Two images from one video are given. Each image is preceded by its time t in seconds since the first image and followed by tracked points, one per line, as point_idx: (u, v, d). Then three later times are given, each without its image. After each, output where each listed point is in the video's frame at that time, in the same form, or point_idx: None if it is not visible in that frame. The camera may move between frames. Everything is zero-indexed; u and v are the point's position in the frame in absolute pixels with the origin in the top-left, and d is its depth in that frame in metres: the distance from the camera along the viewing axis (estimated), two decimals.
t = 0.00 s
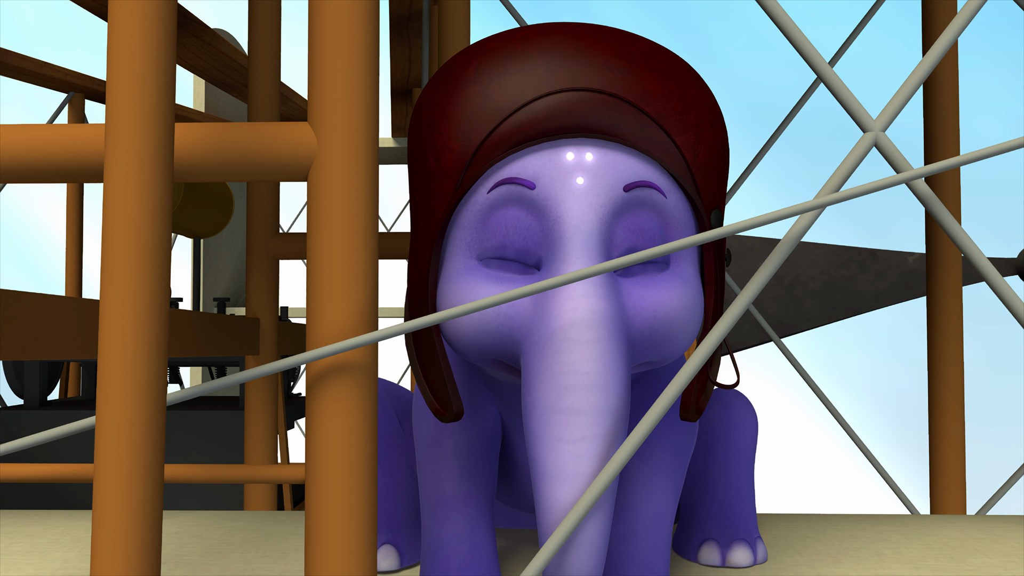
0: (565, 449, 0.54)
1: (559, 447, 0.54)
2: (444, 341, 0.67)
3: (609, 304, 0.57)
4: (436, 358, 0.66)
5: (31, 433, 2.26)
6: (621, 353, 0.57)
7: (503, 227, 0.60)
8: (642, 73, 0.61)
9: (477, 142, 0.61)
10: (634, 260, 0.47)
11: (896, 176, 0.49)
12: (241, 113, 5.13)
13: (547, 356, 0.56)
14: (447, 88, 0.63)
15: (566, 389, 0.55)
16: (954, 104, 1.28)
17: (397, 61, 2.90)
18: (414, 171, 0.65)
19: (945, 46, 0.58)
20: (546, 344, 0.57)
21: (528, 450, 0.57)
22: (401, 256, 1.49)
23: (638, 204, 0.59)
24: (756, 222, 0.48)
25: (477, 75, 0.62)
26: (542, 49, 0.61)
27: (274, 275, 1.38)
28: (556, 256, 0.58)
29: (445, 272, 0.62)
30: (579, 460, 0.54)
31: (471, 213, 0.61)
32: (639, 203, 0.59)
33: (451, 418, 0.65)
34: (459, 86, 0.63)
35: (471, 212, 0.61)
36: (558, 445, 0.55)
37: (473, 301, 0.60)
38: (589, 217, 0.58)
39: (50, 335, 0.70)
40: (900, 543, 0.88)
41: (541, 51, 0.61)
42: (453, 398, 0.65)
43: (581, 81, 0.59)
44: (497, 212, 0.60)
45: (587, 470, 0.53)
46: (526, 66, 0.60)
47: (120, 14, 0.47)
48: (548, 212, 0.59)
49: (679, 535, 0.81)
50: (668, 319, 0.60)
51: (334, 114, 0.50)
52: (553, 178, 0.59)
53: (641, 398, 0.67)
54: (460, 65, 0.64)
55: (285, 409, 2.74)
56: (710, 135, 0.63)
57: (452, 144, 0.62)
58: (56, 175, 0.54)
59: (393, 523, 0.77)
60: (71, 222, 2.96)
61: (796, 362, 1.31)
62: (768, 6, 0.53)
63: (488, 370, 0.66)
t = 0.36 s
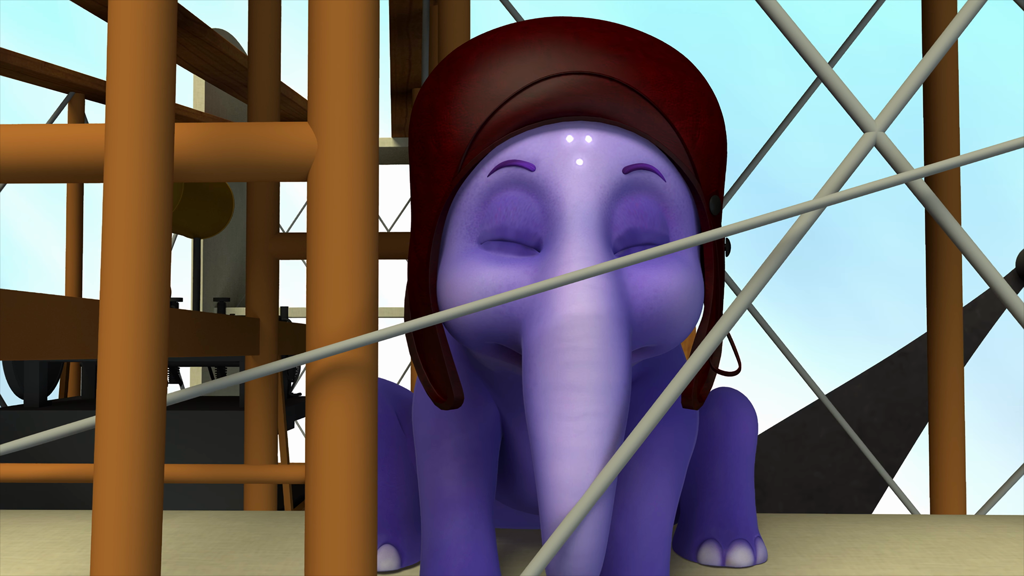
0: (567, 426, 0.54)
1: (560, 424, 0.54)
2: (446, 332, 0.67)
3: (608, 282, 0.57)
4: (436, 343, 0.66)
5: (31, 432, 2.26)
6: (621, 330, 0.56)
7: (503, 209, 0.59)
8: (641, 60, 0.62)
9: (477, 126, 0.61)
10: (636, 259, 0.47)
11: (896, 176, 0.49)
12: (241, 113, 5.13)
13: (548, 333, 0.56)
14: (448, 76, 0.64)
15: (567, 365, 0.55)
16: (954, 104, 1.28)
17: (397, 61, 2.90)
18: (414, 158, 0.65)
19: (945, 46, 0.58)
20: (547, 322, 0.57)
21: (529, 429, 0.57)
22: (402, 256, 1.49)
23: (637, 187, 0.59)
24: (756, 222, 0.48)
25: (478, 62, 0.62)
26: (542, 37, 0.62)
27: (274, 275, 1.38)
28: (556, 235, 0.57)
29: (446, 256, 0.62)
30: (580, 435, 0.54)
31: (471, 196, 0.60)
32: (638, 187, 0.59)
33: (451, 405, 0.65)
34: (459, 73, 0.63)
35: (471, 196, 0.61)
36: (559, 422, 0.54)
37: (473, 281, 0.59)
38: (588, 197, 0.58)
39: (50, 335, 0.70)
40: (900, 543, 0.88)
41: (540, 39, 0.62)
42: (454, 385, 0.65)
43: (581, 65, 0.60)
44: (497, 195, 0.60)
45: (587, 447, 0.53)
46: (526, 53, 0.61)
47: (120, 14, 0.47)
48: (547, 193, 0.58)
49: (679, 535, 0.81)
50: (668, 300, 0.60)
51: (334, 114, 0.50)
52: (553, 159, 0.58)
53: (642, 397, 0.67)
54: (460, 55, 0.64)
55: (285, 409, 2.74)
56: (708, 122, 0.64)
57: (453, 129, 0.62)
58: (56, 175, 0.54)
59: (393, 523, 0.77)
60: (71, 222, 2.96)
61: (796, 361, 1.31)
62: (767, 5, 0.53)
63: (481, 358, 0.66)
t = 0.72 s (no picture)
0: (566, 431, 0.54)
1: (559, 429, 0.54)
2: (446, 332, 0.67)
3: (608, 283, 0.57)
4: (436, 345, 0.66)
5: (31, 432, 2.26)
6: (621, 333, 0.56)
7: (503, 209, 0.59)
8: (641, 60, 0.62)
9: (477, 126, 0.61)
10: (634, 260, 0.47)
11: (896, 176, 0.49)
12: (241, 113, 5.13)
13: (547, 335, 0.56)
14: (448, 77, 0.64)
15: (567, 370, 0.55)
16: (955, 105, 1.28)
17: (397, 61, 2.90)
18: (414, 159, 0.65)
19: (945, 46, 0.58)
20: (546, 326, 0.56)
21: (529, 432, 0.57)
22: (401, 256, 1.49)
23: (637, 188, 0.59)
24: (756, 222, 0.48)
25: (478, 63, 0.62)
26: (542, 37, 0.62)
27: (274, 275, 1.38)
28: (556, 235, 0.57)
29: (446, 257, 0.61)
30: (580, 440, 0.54)
31: (472, 196, 0.60)
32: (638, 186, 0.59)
33: (451, 405, 0.65)
34: (459, 74, 0.63)
35: (471, 196, 0.60)
36: (558, 426, 0.55)
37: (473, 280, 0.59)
38: (589, 197, 0.57)
39: (50, 334, 0.70)
40: (900, 543, 0.88)
41: (540, 38, 0.62)
42: (454, 385, 0.65)
43: (582, 65, 0.60)
44: (497, 195, 0.60)
45: (586, 451, 0.54)
46: (526, 53, 0.61)
47: (120, 14, 0.47)
48: (548, 193, 0.58)
49: (679, 535, 0.81)
50: (668, 301, 0.60)
51: (334, 115, 0.50)
52: (553, 159, 0.58)
53: (641, 398, 0.67)
54: (460, 55, 0.65)
55: (285, 409, 2.74)
56: (708, 122, 0.64)
57: (453, 130, 0.62)
58: (57, 175, 0.54)
59: (393, 523, 0.77)
60: (71, 222, 2.96)
61: (796, 361, 1.31)
62: (767, 5, 0.54)
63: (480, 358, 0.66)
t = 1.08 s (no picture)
0: (564, 463, 0.54)
1: (557, 460, 0.55)
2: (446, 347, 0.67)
3: (609, 313, 0.57)
4: (436, 363, 0.65)
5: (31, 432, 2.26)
6: (620, 365, 0.56)
7: (502, 234, 0.60)
8: (642, 80, 0.61)
9: (477, 150, 0.60)
10: (637, 258, 0.47)
11: (895, 176, 0.49)
12: (241, 113, 5.13)
13: (547, 366, 0.56)
14: (447, 96, 0.63)
15: (566, 402, 0.55)
16: (954, 105, 1.28)
17: (397, 61, 2.90)
18: (413, 178, 0.65)
19: (945, 47, 0.58)
20: (546, 357, 0.57)
21: (527, 462, 0.57)
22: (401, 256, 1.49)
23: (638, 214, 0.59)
24: (756, 221, 0.48)
25: (477, 83, 0.62)
26: (541, 57, 0.61)
27: (274, 275, 1.38)
28: (556, 263, 0.58)
29: (445, 280, 0.62)
30: (577, 473, 0.54)
31: (471, 220, 0.61)
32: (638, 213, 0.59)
33: (451, 425, 0.65)
34: (459, 94, 0.62)
35: (471, 220, 0.61)
36: (557, 458, 0.55)
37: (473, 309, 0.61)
38: (589, 225, 0.58)
39: (50, 335, 0.70)
40: (900, 543, 0.89)
41: (540, 57, 0.61)
42: (454, 405, 0.65)
43: (582, 89, 0.59)
44: (497, 220, 0.60)
45: (584, 483, 0.54)
46: (526, 74, 0.60)
47: (120, 15, 0.47)
48: (548, 221, 0.59)
49: (679, 535, 0.81)
50: (667, 327, 0.60)
51: (334, 117, 0.50)
52: (553, 186, 0.59)
53: (641, 399, 0.67)
54: (460, 71, 0.64)
55: (285, 409, 2.73)
56: (711, 142, 0.63)
57: (452, 151, 0.62)
58: (57, 174, 0.54)
59: (393, 523, 0.77)
60: (71, 221, 2.96)
61: (795, 361, 1.31)
62: (768, 6, 0.54)
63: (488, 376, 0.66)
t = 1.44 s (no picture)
0: (565, 462, 0.54)
1: (558, 459, 0.54)
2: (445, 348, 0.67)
3: (609, 313, 0.57)
4: (436, 365, 0.65)
5: (30, 432, 2.26)
6: (620, 365, 0.56)
7: (502, 235, 0.60)
8: (643, 80, 0.61)
9: (477, 150, 0.60)
10: (638, 258, 0.47)
11: (895, 176, 0.49)
12: (241, 113, 5.13)
13: (547, 366, 0.56)
14: (447, 95, 0.63)
15: (566, 401, 0.55)
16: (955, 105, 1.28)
17: (397, 61, 2.90)
18: (413, 177, 0.65)
19: (945, 47, 0.58)
20: (546, 356, 0.57)
21: (528, 461, 0.57)
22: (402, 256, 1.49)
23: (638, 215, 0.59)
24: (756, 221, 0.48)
25: (477, 83, 0.62)
26: (542, 57, 0.61)
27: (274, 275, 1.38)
28: (557, 265, 0.58)
29: (445, 280, 0.62)
30: (578, 472, 0.54)
31: (471, 221, 0.61)
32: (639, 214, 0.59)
33: (451, 425, 0.65)
34: (459, 94, 0.62)
35: (470, 221, 0.61)
36: (557, 457, 0.55)
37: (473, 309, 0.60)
38: (589, 225, 0.58)
39: (51, 335, 0.70)
40: (900, 543, 0.89)
41: (540, 57, 0.61)
42: (454, 405, 0.65)
43: (582, 89, 0.59)
44: (497, 220, 0.60)
45: (585, 482, 0.53)
46: (526, 74, 0.60)
47: (120, 15, 0.47)
48: (548, 222, 0.59)
49: (679, 535, 0.81)
50: (668, 327, 0.60)
51: (335, 116, 0.50)
52: (553, 187, 0.59)
53: (641, 399, 0.67)
54: (460, 72, 0.64)
55: (285, 409, 2.73)
56: (711, 143, 0.63)
57: (452, 151, 0.61)
58: (57, 174, 0.54)
59: (393, 523, 0.77)
60: (71, 221, 2.95)
61: (795, 361, 1.31)
62: (768, 6, 0.54)
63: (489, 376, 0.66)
